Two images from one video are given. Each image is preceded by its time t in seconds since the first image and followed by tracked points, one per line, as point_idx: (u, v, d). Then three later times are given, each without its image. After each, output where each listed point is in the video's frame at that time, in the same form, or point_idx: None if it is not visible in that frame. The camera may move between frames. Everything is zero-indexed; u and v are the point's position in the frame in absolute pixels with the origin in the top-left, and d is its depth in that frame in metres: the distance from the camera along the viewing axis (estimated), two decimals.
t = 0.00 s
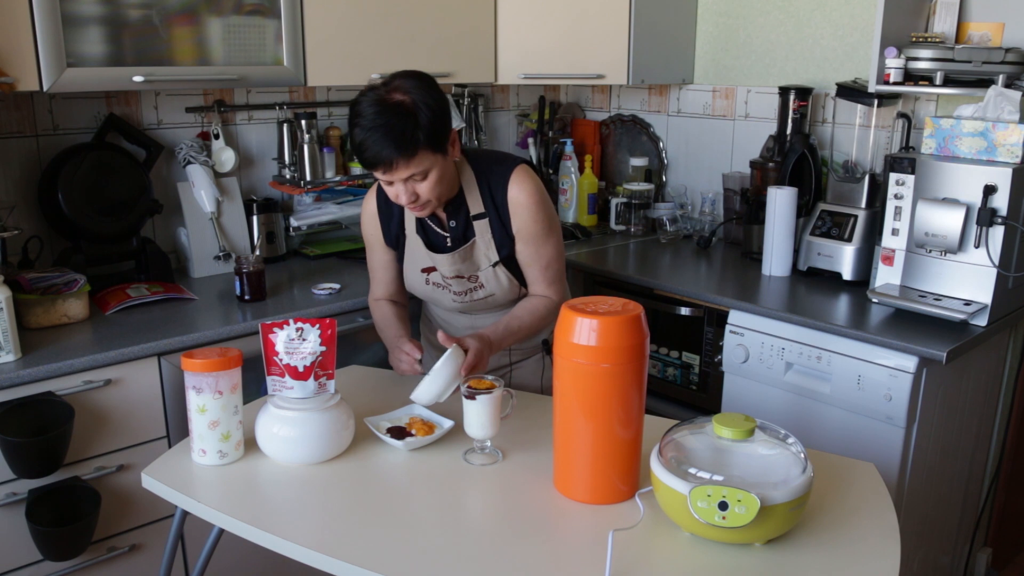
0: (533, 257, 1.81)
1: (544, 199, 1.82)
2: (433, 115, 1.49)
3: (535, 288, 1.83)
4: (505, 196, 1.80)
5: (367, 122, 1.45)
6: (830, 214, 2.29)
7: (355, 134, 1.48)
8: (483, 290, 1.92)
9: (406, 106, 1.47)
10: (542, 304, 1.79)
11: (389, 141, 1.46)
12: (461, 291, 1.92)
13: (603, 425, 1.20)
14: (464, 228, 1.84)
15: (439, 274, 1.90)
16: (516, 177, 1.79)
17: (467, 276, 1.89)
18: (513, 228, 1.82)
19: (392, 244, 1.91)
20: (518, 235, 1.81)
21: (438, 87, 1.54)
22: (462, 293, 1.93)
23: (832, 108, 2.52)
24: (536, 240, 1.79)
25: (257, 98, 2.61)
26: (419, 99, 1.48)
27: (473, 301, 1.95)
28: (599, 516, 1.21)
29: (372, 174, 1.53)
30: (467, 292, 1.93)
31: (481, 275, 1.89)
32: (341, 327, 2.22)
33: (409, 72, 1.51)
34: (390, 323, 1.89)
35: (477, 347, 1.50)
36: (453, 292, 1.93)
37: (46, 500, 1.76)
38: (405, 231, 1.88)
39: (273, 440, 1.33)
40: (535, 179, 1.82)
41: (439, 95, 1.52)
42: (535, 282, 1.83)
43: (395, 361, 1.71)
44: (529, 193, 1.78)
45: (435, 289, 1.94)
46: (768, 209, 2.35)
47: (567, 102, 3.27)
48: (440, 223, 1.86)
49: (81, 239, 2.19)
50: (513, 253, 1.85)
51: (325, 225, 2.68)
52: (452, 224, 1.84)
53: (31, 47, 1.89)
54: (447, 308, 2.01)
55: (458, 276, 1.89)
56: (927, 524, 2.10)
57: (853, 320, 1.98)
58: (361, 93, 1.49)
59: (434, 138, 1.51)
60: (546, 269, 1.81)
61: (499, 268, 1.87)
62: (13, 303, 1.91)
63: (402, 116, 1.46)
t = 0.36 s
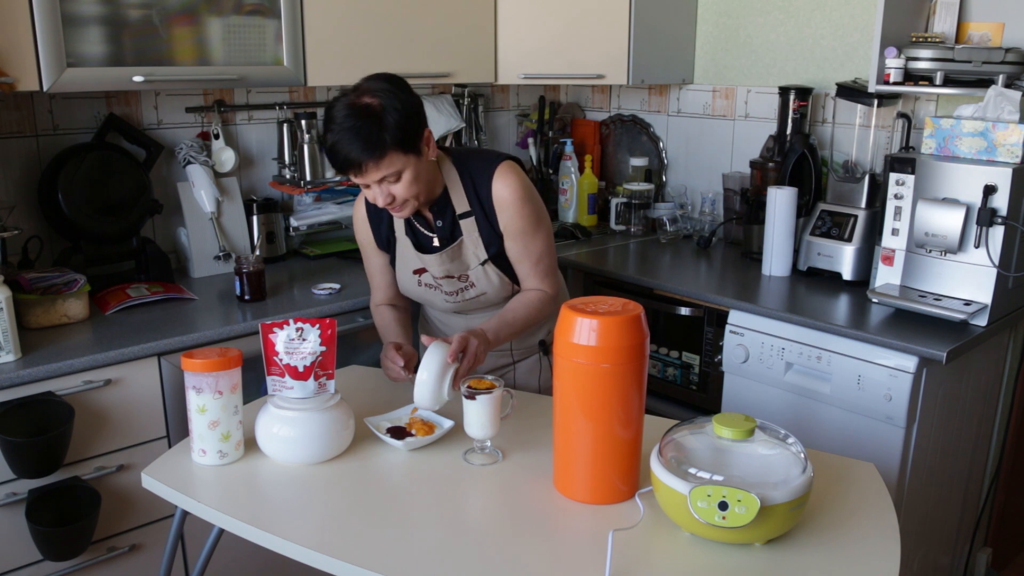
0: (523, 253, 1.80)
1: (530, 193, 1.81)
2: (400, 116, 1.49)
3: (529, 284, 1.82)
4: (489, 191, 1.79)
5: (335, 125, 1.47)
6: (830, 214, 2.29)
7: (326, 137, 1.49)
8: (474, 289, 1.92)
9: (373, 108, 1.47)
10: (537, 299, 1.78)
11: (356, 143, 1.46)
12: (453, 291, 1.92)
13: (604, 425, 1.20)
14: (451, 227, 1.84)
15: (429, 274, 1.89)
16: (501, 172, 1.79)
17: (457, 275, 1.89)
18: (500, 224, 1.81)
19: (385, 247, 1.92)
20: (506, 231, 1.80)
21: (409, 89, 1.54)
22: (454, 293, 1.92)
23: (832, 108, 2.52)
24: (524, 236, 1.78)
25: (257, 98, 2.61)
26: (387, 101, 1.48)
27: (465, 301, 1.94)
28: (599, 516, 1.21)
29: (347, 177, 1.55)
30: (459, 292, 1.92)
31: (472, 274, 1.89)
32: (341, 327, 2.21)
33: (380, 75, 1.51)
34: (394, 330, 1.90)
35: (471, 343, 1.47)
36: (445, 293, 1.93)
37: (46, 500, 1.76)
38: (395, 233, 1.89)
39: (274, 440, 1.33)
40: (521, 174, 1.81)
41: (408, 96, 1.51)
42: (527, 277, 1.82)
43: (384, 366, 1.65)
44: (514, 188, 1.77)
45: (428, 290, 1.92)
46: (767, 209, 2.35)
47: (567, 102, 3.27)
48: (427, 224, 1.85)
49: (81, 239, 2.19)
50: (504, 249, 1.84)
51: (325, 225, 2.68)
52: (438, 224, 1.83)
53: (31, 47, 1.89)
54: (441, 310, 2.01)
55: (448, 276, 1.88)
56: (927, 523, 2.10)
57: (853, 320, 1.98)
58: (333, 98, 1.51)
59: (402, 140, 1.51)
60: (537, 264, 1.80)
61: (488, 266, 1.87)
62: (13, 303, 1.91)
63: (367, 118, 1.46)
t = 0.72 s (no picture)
0: (518, 251, 1.80)
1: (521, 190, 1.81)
2: (384, 116, 1.48)
3: (525, 281, 1.82)
4: (481, 188, 1.79)
5: (319, 127, 1.47)
6: (830, 214, 2.29)
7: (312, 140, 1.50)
8: (468, 288, 1.92)
9: (357, 109, 1.47)
10: (535, 295, 1.78)
11: (340, 145, 1.47)
12: (447, 290, 1.92)
13: (604, 425, 1.20)
14: (443, 227, 1.83)
15: (424, 274, 1.89)
16: (492, 170, 1.78)
17: (450, 274, 1.89)
18: (493, 223, 1.81)
19: (379, 248, 1.92)
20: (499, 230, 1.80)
21: (394, 89, 1.53)
22: (449, 292, 1.93)
23: (832, 108, 2.52)
24: (518, 234, 1.78)
25: (257, 98, 2.60)
26: (371, 102, 1.48)
27: (459, 300, 1.95)
28: (599, 516, 1.21)
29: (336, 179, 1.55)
30: (453, 291, 1.93)
31: (466, 273, 1.89)
32: (341, 327, 2.21)
33: (364, 75, 1.51)
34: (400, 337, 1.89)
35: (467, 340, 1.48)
36: (439, 293, 1.93)
37: (45, 500, 1.76)
38: (388, 234, 1.88)
39: (273, 440, 1.33)
40: (512, 171, 1.81)
41: (393, 97, 1.51)
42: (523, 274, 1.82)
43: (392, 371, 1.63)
44: (506, 186, 1.77)
45: (423, 290, 1.93)
46: (767, 209, 2.35)
47: (567, 103, 3.27)
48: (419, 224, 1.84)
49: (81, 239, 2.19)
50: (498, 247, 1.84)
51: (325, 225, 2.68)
52: (431, 224, 1.82)
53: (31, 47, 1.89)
54: (437, 309, 2.01)
55: (442, 275, 1.89)
56: (927, 523, 2.10)
57: (853, 320, 1.98)
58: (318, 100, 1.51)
59: (386, 140, 1.50)
60: (533, 261, 1.80)
61: (482, 265, 1.87)
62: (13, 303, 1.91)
63: (350, 119, 1.46)
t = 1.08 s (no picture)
0: (521, 249, 1.80)
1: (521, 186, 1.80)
2: (382, 114, 1.48)
3: (530, 277, 1.82)
4: (481, 186, 1.79)
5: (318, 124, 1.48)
6: (831, 214, 2.29)
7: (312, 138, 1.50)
8: (469, 287, 1.92)
9: (356, 106, 1.47)
10: (539, 292, 1.78)
11: (338, 142, 1.47)
12: (447, 288, 1.92)
13: (603, 425, 1.20)
14: (443, 225, 1.83)
15: (424, 272, 1.89)
16: (492, 168, 1.78)
17: (451, 272, 1.89)
18: (494, 221, 1.81)
19: (379, 246, 1.92)
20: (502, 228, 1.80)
21: (393, 86, 1.53)
22: (449, 290, 1.93)
23: (832, 108, 2.52)
24: (521, 232, 1.78)
25: (257, 98, 2.61)
26: (370, 99, 1.48)
27: (460, 297, 1.95)
28: (599, 516, 1.21)
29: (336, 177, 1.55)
30: (453, 289, 1.93)
31: (466, 271, 1.89)
32: (341, 327, 2.21)
33: (363, 73, 1.51)
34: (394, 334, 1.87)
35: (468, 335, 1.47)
36: (440, 290, 1.93)
37: (45, 500, 1.76)
38: (388, 232, 1.89)
39: (273, 440, 1.33)
40: (513, 169, 1.80)
41: (391, 94, 1.51)
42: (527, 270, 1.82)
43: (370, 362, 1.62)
44: (507, 184, 1.77)
45: (422, 288, 1.93)
46: (767, 209, 2.35)
47: (567, 103, 3.27)
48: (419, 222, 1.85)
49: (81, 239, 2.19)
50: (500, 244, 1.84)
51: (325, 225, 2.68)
52: (431, 222, 1.82)
53: (31, 47, 1.89)
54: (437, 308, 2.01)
55: (442, 273, 1.89)
56: (927, 523, 2.10)
57: (853, 320, 1.98)
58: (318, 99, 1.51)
59: (384, 138, 1.50)
60: (536, 257, 1.80)
61: (482, 262, 1.87)
62: (13, 303, 1.91)
63: (348, 117, 1.46)
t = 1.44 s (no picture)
0: (528, 231, 1.79)
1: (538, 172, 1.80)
2: (387, 92, 1.55)
3: (536, 266, 1.80)
4: (498, 164, 1.79)
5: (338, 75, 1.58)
6: (831, 214, 2.29)
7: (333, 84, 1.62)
8: (469, 262, 1.90)
9: (363, 73, 1.54)
10: (537, 280, 1.77)
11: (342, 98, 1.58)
12: (449, 259, 1.90)
13: (604, 425, 1.20)
14: (455, 195, 1.84)
15: (429, 238, 1.91)
16: (511, 149, 1.78)
17: (455, 243, 1.89)
18: (505, 200, 1.81)
19: (392, 209, 1.97)
20: (515, 208, 1.79)
21: (412, 68, 1.56)
22: (452, 261, 1.91)
23: (832, 108, 2.53)
24: (533, 213, 1.77)
25: (257, 98, 2.61)
26: (378, 70, 1.54)
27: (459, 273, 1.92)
28: (599, 517, 1.21)
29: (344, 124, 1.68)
30: (454, 262, 1.91)
31: (470, 245, 1.88)
32: (341, 327, 2.21)
33: (396, 46, 1.56)
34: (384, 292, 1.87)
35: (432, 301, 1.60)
36: (443, 259, 1.91)
37: (45, 500, 1.76)
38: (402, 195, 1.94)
39: (273, 440, 1.33)
40: (531, 154, 1.80)
41: (403, 79, 1.55)
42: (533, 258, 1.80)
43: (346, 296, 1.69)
44: (524, 166, 1.76)
45: (425, 256, 1.93)
46: (768, 209, 2.35)
47: (567, 103, 3.27)
48: (433, 189, 1.88)
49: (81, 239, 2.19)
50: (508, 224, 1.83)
51: (325, 225, 2.68)
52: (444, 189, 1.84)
53: (31, 47, 1.89)
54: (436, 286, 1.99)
55: (447, 241, 1.89)
56: (927, 523, 2.10)
57: (853, 320, 1.98)
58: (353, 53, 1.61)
59: (381, 113, 1.57)
60: (543, 244, 1.79)
61: (487, 239, 1.86)
62: (13, 303, 1.91)
63: (356, 83, 1.55)
